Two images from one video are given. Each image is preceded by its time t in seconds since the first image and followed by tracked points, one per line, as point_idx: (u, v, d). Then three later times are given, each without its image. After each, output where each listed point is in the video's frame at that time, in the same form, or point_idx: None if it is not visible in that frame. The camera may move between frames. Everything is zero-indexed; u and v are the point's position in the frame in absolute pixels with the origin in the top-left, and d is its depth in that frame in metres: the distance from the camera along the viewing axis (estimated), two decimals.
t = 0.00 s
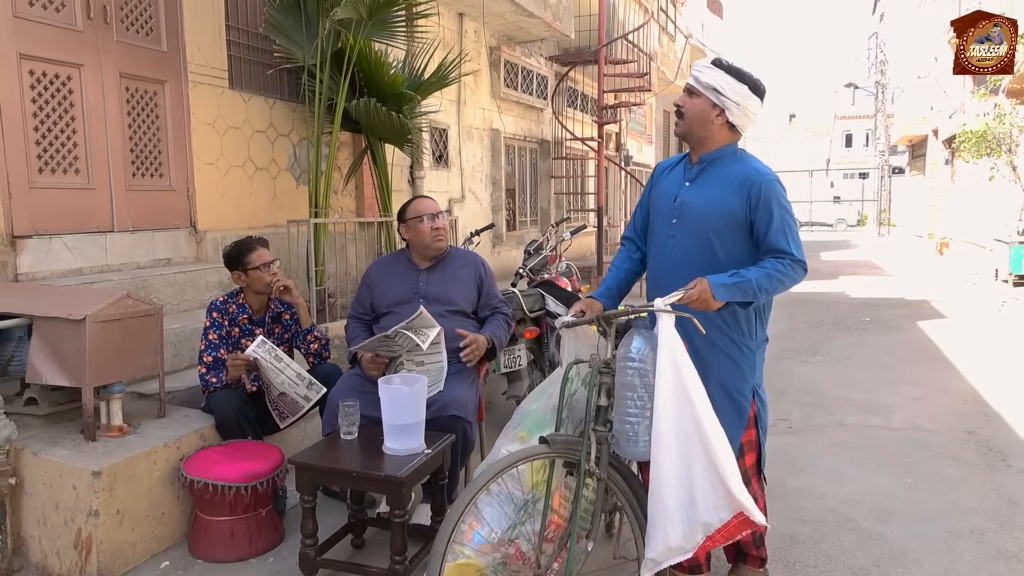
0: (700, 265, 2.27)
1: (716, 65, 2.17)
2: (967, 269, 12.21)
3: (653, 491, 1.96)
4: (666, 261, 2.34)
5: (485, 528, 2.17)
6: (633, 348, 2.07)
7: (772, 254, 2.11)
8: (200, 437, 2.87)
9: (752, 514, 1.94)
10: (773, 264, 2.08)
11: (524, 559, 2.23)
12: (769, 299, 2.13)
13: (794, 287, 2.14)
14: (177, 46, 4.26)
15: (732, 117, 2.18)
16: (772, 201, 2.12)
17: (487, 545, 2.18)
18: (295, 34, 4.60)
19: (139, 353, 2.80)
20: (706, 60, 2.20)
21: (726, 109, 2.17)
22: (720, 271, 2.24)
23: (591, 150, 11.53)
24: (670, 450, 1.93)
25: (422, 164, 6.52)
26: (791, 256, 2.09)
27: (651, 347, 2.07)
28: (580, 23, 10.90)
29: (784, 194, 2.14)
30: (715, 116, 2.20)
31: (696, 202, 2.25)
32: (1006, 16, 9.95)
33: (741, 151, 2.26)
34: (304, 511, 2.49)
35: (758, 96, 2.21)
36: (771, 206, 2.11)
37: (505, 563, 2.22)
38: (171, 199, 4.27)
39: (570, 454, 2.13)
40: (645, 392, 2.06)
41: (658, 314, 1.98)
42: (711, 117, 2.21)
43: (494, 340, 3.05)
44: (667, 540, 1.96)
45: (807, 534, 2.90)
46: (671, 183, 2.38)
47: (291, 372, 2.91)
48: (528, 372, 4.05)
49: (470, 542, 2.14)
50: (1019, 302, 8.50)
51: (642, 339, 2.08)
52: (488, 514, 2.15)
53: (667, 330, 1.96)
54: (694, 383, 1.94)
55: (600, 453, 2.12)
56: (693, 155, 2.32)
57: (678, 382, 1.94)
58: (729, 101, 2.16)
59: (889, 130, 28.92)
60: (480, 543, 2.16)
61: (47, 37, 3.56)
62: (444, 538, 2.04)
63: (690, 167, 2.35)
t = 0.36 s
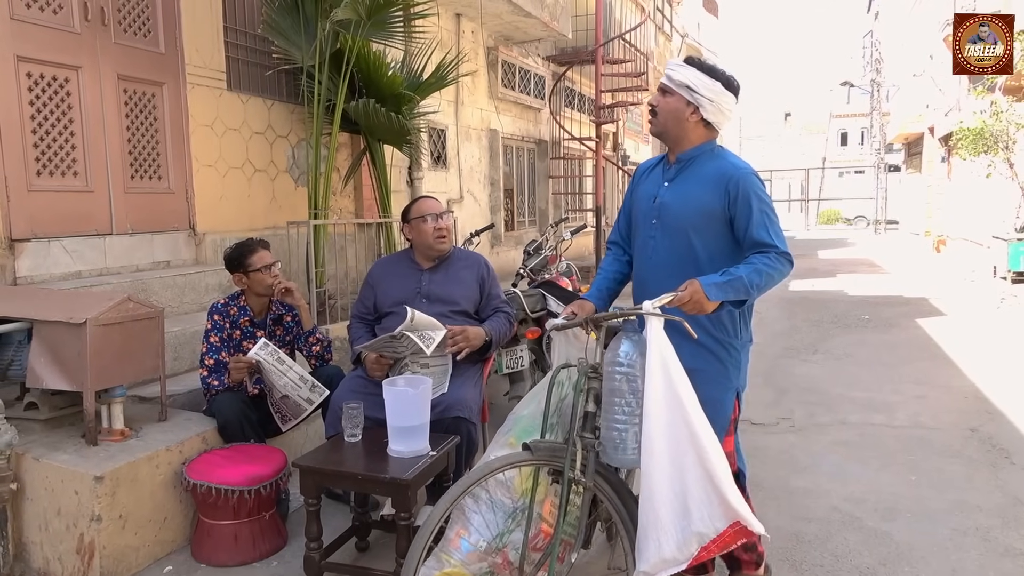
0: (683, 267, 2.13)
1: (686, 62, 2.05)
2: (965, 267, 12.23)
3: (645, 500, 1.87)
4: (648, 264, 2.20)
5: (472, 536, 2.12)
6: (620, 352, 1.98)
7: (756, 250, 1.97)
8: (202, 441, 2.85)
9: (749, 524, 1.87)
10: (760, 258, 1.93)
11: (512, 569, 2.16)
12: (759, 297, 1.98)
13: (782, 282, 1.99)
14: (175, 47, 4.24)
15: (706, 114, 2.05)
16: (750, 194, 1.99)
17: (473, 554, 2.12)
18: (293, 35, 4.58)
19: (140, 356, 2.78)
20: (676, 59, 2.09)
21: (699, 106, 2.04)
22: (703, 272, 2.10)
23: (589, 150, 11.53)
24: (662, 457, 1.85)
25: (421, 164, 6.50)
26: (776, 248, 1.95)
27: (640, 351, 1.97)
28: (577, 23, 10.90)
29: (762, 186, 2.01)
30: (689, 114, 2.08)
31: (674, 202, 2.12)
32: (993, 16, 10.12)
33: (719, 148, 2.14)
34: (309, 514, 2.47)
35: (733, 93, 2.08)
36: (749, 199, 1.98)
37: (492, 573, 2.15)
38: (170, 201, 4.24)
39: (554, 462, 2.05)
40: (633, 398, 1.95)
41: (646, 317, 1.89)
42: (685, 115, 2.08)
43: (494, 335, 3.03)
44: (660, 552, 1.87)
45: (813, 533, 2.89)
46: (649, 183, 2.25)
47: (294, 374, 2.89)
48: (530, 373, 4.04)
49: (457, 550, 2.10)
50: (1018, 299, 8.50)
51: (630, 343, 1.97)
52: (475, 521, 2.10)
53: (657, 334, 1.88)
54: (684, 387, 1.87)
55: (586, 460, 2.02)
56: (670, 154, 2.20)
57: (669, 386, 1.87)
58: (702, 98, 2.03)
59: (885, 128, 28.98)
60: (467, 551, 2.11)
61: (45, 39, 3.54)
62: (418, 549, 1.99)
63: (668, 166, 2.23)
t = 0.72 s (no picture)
0: (686, 268, 2.11)
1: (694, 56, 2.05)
2: (964, 267, 12.24)
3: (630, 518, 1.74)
4: (651, 265, 2.19)
5: (458, 543, 2.14)
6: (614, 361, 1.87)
7: (762, 253, 1.94)
8: (205, 442, 2.83)
9: (736, 550, 1.73)
10: (765, 263, 1.89)
11: None
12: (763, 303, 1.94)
13: (789, 286, 1.96)
14: (176, 47, 4.23)
15: (714, 110, 2.04)
16: (754, 193, 1.97)
17: (459, 561, 2.15)
18: (294, 35, 4.57)
19: (143, 357, 2.76)
20: (684, 53, 2.08)
21: (707, 101, 2.03)
22: (705, 273, 2.08)
23: (588, 150, 11.52)
24: (649, 473, 1.72)
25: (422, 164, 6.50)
26: (782, 251, 1.91)
27: (634, 360, 1.87)
28: (577, 23, 10.90)
29: (767, 185, 1.99)
30: (696, 109, 2.07)
31: (677, 201, 2.11)
32: (992, 16, 10.21)
33: (724, 146, 2.13)
34: (313, 516, 2.46)
35: (742, 89, 2.07)
36: (753, 198, 1.96)
37: None
38: (171, 202, 4.23)
39: (540, 472, 1.94)
40: (625, 409, 1.84)
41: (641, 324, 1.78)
42: (693, 110, 2.07)
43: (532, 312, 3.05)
44: (642, 573, 1.74)
45: (818, 534, 2.88)
46: (653, 182, 2.25)
47: (297, 375, 2.87)
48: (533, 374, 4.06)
49: (442, 557, 2.14)
50: (1018, 299, 8.50)
51: (624, 352, 1.88)
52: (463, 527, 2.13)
53: (652, 343, 1.76)
54: (677, 398, 1.73)
55: (574, 472, 1.91)
56: (674, 152, 2.19)
57: (661, 398, 1.73)
58: (710, 94, 2.02)
59: (883, 128, 29.01)
60: (453, 558, 2.15)
61: (45, 39, 3.52)
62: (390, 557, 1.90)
63: (672, 165, 2.22)
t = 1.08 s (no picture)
0: (691, 271, 2.11)
1: (704, 52, 2.04)
2: (963, 268, 12.24)
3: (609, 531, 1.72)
4: (655, 267, 2.18)
5: (445, 551, 2.16)
6: (610, 369, 1.85)
7: (768, 259, 1.93)
8: (207, 443, 2.83)
9: None
10: (769, 271, 1.88)
11: None
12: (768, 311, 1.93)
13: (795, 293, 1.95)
14: (177, 46, 4.22)
15: (724, 106, 2.04)
16: (764, 194, 1.96)
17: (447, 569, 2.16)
18: (296, 35, 4.57)
19: (145, 357, 2.76)
20: (695, 48, 2.08)
21: (717, 97, 2.03)
22: (711, 275, 2.08)
23: (588, 151, 11.52)
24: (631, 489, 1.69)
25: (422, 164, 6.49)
26: (788, 258, 1.90)
27: (629, 371, 1.85)
28: (577, 23, 10.89)
29: (777, 187, 1.98)
30: (706, 105, 2.07)
31: (684, 202, 2.10)
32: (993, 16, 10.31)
33: (735, 144, 2.12)
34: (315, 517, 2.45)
35: (753, 84, 2.06)
36: (762, 200, 1.95)
37: None
38: (173, 201, 4.22)
39: (528, 481, 1.91)
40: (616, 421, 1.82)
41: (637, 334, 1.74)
42: (702, 107, 2.07)
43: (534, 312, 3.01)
44: None
45: (821, 536, 2.87)
46: (661, 181, 2.24)
47: (299, 375, 2.87)
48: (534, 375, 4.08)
49: (429, 565, 2.17)
50: (1018, 300, 8.50)
51: (619, 362, 1.85)
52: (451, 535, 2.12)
53: (646, 354, 1.70)
54: (662, 416, 1.68)
55: (562, 482, 1.87)
56: (683, 151, 2.19)
57: (648, 414, 1.69)
58: (720, 90, 2.02)
59: (881, 130, 29.01)
60: (440, 566, 2.17)
61: (46, 37, 3.51)
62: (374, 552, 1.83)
63: (680, 163, 2.21)
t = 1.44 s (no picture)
0: (692, 273, 2.11)
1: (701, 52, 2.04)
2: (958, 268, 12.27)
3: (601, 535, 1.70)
4: (657, 269, 2.18)
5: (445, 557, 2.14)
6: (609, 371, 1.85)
7: (772, 262, 1.93)
8: (205, 443, 2.82)
9: None
10: (771, 275, 1.89)
11: None
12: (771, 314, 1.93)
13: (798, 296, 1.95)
14: (174, 46, 4.21)
15: (723, 105, 2.03)
16: (767, 195, 1.96)
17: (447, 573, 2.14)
18: (293, 34, 4.55)
19: (142, 357, 2.75)
20: (691, 48, 2.08)
21: (715, 97, 2.03)
22: (714, 277, 2.08)
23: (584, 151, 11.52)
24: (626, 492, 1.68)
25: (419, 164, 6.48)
26: (791, 262, 1.91)
27: (629, 374, 1.84)
28: (573, 23, 10.89)
29: (780, 189, 1.98)
30: (704, 106, 2.06)
31: (686, 204, 2.10)
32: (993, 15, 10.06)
33: (737, 145, 2.12)
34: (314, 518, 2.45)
35: (752, 81, 2.06)
36: (765, 201, 1.95)
37: None
38: (169, 201, 4.21)
39: (525, 485, 1.89)
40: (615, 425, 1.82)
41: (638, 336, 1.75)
42: (700, 107, 2.07)
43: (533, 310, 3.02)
44: None
45: (819, 536, 2.88)
46: (662, 183, 2.24)
47: (297, 375, 2.86)
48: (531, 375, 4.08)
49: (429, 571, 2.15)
50: (1013, 300, 8.53)
51: (619, 364, 1.85)
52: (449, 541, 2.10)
53: (647, 358, 1.72)
54: (659, 420, 1.67)
55: (558, 485, 1.86)
56: (684, 152, 2.19)
57: (646, 418, 1.69)
58: (719, 90, 2.01)
59: (876, 130, 29.08)
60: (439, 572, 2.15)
61: (42, 36, 3.49)
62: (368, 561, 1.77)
63: (682, 165, 2.21)
